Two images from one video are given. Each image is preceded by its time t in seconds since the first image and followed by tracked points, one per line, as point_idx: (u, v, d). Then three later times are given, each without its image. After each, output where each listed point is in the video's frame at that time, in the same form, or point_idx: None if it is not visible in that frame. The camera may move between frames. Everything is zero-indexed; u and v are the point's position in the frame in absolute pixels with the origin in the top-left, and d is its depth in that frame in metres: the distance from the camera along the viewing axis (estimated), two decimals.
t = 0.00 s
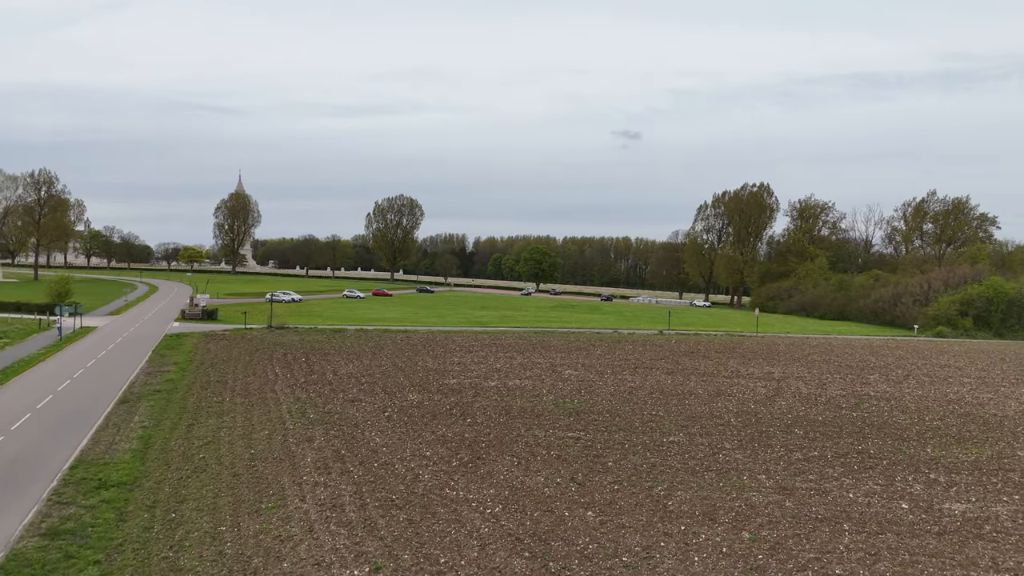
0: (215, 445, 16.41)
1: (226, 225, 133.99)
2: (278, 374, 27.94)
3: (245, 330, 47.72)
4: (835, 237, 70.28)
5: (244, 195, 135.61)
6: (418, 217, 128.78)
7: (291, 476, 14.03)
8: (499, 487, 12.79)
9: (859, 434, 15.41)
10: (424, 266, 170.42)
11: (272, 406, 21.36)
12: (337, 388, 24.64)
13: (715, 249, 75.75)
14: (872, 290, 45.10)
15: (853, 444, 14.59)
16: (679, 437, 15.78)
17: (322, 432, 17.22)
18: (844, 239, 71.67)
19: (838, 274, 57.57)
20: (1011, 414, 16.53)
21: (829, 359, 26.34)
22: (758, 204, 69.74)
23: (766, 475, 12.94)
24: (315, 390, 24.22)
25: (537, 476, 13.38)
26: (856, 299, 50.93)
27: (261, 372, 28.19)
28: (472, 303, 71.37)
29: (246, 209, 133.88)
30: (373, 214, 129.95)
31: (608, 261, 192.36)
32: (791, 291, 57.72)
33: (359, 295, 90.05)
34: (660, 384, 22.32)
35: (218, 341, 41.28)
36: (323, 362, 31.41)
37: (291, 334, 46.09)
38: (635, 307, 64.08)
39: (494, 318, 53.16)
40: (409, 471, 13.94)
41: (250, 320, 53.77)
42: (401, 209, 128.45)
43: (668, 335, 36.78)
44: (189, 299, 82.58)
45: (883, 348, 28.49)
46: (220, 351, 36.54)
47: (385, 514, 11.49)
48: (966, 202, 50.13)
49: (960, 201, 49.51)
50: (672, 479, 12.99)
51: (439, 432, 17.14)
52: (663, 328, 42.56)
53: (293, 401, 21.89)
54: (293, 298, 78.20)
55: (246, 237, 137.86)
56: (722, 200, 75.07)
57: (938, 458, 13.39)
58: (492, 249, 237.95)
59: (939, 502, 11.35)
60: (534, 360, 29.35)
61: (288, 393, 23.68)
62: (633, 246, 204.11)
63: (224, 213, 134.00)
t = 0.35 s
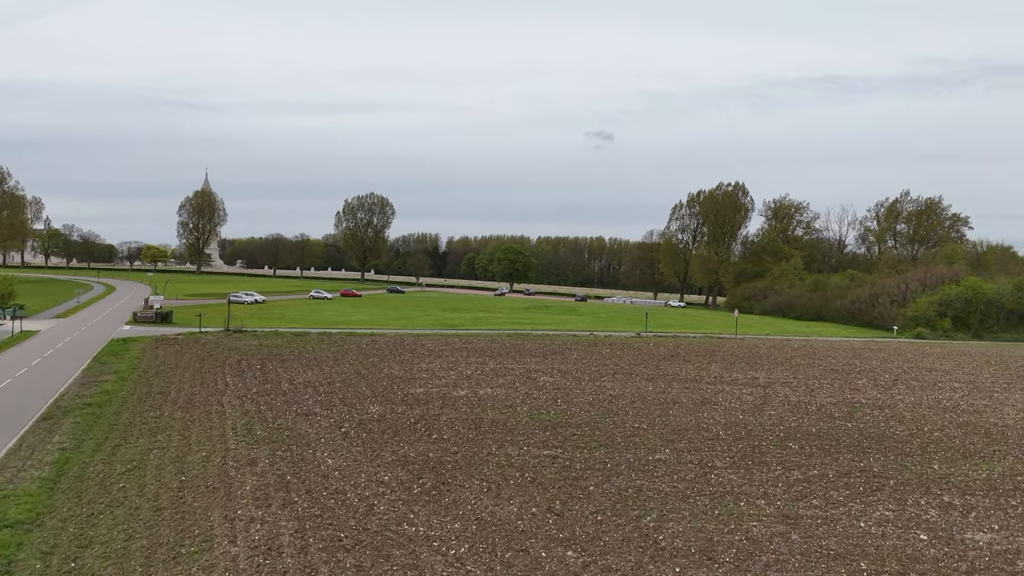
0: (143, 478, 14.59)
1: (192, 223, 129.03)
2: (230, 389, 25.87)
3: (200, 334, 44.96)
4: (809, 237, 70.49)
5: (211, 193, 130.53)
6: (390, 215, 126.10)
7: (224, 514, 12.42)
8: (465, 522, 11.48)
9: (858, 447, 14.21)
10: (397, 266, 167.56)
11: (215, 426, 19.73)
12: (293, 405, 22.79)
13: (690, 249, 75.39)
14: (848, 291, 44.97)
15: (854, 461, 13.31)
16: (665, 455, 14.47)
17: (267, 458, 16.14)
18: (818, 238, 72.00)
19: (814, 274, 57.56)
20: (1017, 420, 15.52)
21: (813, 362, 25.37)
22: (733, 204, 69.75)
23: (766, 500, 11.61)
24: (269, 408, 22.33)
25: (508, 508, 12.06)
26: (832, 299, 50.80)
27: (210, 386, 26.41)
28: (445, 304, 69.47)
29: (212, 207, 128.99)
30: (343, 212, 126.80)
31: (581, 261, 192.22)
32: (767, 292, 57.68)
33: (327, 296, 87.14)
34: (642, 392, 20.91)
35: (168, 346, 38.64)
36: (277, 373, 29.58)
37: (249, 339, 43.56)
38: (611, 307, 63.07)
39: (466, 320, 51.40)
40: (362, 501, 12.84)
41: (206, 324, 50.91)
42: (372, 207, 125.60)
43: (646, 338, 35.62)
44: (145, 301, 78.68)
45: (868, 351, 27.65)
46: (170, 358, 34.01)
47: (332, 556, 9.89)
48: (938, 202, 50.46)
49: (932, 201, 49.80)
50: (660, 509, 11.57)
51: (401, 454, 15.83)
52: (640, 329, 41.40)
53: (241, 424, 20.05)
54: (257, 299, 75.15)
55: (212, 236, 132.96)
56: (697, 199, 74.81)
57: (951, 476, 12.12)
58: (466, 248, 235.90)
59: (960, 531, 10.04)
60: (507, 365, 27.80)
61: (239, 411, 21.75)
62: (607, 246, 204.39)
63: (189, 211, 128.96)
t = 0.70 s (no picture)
0: (8, 526, 12.16)
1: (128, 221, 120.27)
2: (145, 404, 23.10)
3: (121, 339, 41.16)
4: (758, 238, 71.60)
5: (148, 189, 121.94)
6: (337, 213, 121.78)
7: (100, 569, 10.32)
8: (396, 565, 9.79)
9: (831, 460, 13.15)
10: (346, 265, 162.70)
11: (115, 449, 17.33)
12: (213, 421, 20.58)
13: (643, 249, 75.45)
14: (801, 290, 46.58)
15: (827, 477, 12.23)
16: (626, 474, 13.08)
17: (170, 490, 14.04)
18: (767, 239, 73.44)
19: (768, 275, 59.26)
20: (988, 427, 14.91)
21: (772, 366, 24.66)
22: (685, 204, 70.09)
23: (741, 528, 10.32)
24: (186, 427, 19.82)
25: (448, 546, 10.39)
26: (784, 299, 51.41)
27: (121, 400, 23.67)
28: (394, 305, 66.76)
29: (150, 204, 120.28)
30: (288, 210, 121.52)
31: (535, 261, 192.09)
32: (721, 292, 58.61)
33: (269, 296, 82.95)
34: (599, 400, 19.60)
35: (81, 353, 34.97)
36: (201, 384, 26.90)
37: (176, 343, 40.16)
38: (566, 308, 61.98)
39: (415, 322, 49.24)
40: (276, 544, 10.90)
41: (130, 328, 46.85)
42: (319, 204, 120.81)
43: (601, 340, 34.41)
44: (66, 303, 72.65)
45: (825, 352, 27.27)
46: (79, 366, 30.62)
47: None
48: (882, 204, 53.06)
49: (878, 204, 52.23)
50: (625, 543, 10.08)
51: (329, 481, 13.95)
52: (596, 331, 40.34)
53: (149, 448, 17.55)
54: (191, 301, 70.33)
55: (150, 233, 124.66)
56: (649, 199, 74.85)
57: (933, 493, 11.11)
58: (419, 248, 232.08)
59: (955, 561, 8.94)
60: (455, 372, 25.98)
61: (149, 431, 19.15)
62: (560, 246, 205.00)
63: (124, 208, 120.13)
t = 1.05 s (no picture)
0: None
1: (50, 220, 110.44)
2: (30, 426, 19.83)
3: (20, 347, 36.69)
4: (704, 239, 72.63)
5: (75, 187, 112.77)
6: (276, 210, 116.02)
7: None
8: None
9: (805, 482, 12.10)
10: (286, 266, 156.10)
11: None
12: (110, 447, 17.69)
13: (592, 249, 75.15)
14: (747, 291, 48.24)
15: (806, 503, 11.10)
16: (586, 505, 11.58)
17: (36, 544, 11.40)
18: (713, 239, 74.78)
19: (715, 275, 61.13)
20: (957, 438, 14.40)
21: (728, 372, 23.95)
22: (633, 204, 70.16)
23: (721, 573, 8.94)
24: (77, 455, 16.92)
25: None
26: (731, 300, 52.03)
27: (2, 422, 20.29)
28: (335, 307, 63.54)
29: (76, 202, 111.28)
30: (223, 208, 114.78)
31: (483, 261, 190.62)
32: (672, 292, 59.39)
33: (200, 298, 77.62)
34: (552, 413, 18.19)
35: None
36: (105, 400, 23.70)
37: (85, 352, 36.11)
38: (515, 310, 60.59)
39: (357, 325, 46.60)
40: None
41: (33, 334, 42.05)
42: (256, 201, 114.73)
43: (551, 344, 33.07)
44: None
45: (779, 357, 26.92)
46: None
47: None
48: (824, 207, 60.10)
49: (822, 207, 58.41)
50: None
51: (239, 522, 11.73)
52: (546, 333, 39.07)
53: (24, 484, 14.65)
54: (110, 303, 64.63)
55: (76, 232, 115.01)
56: (597, 199, 74.56)
57: (921, 521, 10.17)
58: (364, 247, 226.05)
59: None
60: (398, 383, 23.79)
61: (29, 461, 16.17)
62: (508, 245, 204.28)
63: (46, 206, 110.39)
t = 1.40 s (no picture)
0: None
1: None
2: None
3: None
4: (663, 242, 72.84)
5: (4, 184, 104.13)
6: (222, 209, 110.29)
7: None
8: None
9: (800, 529, 10.74)
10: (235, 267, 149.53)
11: None
12: None
13: (552, 251, 74.05)
14: (708, 295, 48.93)
15: (806, 556, 9.76)
16: (557, 566, 9.88)
17: None
18: (672, 241, 75.33)
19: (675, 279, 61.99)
20: (947, 468, 13.55)
21: (698, 388, 22.84)
22: (592, 206, 69.33)
23: None
24: None
25: None
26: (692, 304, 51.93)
27: None
28: (283, 313, 60.09)
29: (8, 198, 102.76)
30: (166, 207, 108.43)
31: (440, 262, 187.94)
32: (634, 295, 59.56)
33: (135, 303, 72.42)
34: (515, 440, 16.47)
35: None
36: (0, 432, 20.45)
37: None
38: (474, 315, 58.72)
39: (305, 334, 43.75)
40: None
41: None
42: (202, 199, 108.68)
43: (511, 354, 31.38)
44: None
45: (746, 369, 26.13)
46: None
47: None
48: (783, 210, 63.36)
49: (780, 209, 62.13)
50: None
51: None
52: (505, 341, 37.44)
53: None
54: (33, 310, 59.04)
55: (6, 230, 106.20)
56: (556, 201, 73.48)
57: None
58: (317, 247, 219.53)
59: None
60: (344, 405, 21.50)
61: None
62: (466, 246, 202.01)
63: None
